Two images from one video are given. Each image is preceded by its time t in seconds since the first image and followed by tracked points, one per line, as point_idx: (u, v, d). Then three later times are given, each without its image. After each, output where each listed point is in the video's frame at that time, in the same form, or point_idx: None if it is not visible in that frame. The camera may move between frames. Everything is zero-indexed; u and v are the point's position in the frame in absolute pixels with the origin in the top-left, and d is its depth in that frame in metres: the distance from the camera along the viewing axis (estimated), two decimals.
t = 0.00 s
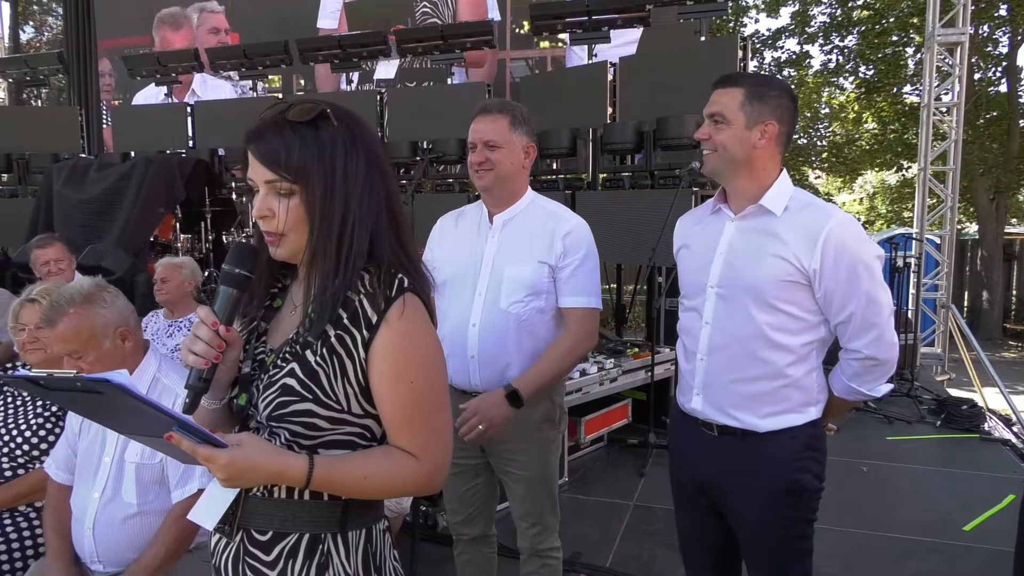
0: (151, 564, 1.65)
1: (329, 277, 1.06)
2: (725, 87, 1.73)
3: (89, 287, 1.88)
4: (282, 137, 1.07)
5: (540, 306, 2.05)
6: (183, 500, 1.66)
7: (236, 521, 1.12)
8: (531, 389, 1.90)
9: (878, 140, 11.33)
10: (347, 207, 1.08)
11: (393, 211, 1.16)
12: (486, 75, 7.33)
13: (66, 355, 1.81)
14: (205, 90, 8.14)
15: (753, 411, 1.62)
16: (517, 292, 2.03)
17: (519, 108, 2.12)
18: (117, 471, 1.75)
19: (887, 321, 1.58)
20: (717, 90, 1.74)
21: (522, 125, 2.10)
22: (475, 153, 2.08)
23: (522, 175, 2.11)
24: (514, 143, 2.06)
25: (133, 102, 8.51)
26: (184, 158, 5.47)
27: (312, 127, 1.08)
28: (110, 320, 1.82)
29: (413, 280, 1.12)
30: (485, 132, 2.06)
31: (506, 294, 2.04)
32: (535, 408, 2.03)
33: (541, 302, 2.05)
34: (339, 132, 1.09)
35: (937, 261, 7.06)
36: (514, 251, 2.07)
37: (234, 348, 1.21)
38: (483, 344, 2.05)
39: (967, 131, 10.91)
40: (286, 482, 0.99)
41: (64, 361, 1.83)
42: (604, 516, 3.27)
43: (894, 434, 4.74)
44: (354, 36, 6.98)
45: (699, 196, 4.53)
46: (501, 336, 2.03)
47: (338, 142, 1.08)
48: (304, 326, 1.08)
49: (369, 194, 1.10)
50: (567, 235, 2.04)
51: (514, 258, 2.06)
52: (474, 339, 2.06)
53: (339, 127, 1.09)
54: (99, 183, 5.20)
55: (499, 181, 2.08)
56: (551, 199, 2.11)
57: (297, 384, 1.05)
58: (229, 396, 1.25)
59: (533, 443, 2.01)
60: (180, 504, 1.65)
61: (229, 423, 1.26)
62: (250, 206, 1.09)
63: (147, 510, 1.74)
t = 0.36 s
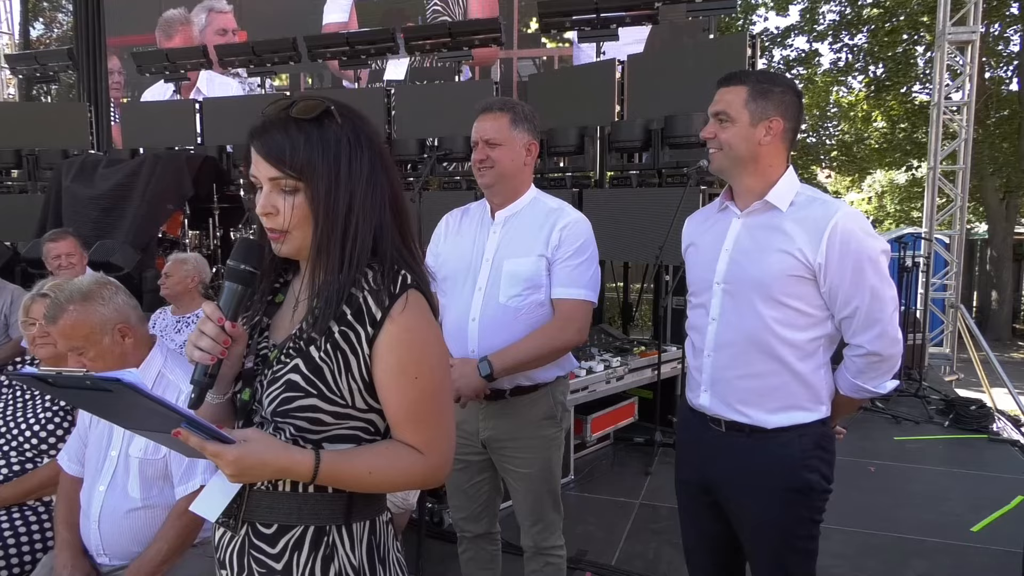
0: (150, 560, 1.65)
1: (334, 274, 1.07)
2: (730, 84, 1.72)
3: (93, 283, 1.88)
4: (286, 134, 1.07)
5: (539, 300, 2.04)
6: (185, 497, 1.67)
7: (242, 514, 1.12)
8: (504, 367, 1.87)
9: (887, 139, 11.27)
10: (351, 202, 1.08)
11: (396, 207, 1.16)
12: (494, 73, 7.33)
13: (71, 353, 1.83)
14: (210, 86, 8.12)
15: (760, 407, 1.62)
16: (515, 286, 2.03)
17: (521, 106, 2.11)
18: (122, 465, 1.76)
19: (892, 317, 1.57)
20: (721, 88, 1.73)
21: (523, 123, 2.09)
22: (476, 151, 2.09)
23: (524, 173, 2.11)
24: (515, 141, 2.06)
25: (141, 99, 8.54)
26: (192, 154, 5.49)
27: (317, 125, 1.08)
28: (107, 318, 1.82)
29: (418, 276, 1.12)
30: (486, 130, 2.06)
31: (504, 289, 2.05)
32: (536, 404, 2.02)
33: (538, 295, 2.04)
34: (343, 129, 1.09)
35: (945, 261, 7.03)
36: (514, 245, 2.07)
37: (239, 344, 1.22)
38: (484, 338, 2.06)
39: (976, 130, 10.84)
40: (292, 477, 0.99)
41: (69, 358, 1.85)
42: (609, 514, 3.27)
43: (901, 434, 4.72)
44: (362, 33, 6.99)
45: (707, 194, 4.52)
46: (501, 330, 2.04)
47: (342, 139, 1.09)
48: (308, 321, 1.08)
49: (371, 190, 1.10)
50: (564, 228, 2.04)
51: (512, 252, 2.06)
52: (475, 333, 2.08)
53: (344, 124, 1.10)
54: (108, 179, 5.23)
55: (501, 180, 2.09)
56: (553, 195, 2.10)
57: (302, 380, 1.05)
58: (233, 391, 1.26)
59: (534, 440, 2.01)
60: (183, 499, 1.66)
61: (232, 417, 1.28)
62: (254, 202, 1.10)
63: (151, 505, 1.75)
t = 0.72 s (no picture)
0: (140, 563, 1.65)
1: (324, 273, 1.07)
2: (729, 84, 1.72)
3: (85, 283, 1.88)
4: (277, 133, 1.07)
5: (531, 298, 2.03)
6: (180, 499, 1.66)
7: (232, 510, 1.12)
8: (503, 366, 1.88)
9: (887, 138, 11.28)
10: (343, 202, 1.08)
11: (386, 207, 1.16)
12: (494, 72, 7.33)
13: (67, 354, 1.83)
14: (209, 87, 8.20)
15: (756, 407, 1.62)
16: (507, 284, 2.03)
17: (515, 104, 2.11)
18: (118, 464, 1.76)
19: (890, 317, 1.58)
20: (720, 88, 1.73)
21: (513, 121, 2.07)
22: (468, 152, 2.10)
23: (519, 172, 2.11)
24: (505, 141, 2.05)
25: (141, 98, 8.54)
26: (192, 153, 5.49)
27: (307, 124, 1.09)
28: (97, 318, 1.81)
29: (410, 275, 1.13)
30: (477, 130, 2.06)
31: (496, 285, 2.05)
32: (531, 401, 2.02)
33: (532, 294, 2.03)
34: (334, 129, 1.09)
35: (945, 260, 7.05)
36: (509, 244, 2.07)
37: (230, 342, 1.22)
38: (476, 336, 2.07)
39: (976, 129, 10.84)
40: (285, 474, 0.99)
41: (66, 360, 1.85)
42: (609, 513, 3.28)
43: (900, 432, 4.73)
44: (361, 32, 6.99)
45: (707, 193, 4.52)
46: (493, 328, 2.04)
47: (333, 139, 1.09)
48: (297, 319, 1.08)
49: (360, 190, 1.10)
50: (558, 227, 2.03)
51: (506, 250, 2.06)
52: (467, 330, 2.09)
53: (334, 124, 1.10)
54: (108, 178, 5.24)
55: (491, 179, 2.09)
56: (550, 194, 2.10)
57: (293, 376, 1.06)
58: (223, 388, 1.26)
59: (530, 438, 2.01)
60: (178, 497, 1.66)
61: (223, 415, 1.28)
62: (244, 201, 1.10)
63: (149, 502, 1.76)
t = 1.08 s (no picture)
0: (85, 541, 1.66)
1: (324, 273, 1.07)
2: (736, 83, 1.71)
3: (89, 284, 1.88)
4: (277, 135, 1.07)
5: (531, 299, 2.03)
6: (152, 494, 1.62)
7: (236, 506, 1.11)
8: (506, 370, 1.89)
9: (890, 136, 11.28)
10: (344, 203, 1.08)
11: (385, 209, 1.16)
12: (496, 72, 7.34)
13: (73, 357, 1.84)
14: (210, 88, 8.17)
15: (761, 407, 1.62)
16: (507, 284, 2.03)
17: (513, 105, 2.10)
18: (125, 464, 1.76)
19: (895, 317, 1.57)
20: (727, 88, 1.72)
21: (511, 122, 2.06)
22: (467, 155, 2.10)
23: (518, 174, 2.11)
24: (502, 142, 2.05)
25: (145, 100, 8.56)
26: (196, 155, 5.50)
27: (306, 126, 1.09)
28: (102, 321, 1.80)
29: (411, 277, 1.13)
30: (476, 133, 2.06)
31: (496, 287, 2.04)
32: (533, 400, 2.02)
33: (532, 295, 2.03)
34: (333, 132, 1.09)
35: (949, 259, 7.03)
36: (509, 245, 2.07)
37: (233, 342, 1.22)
38: (475, 336, 2.07)
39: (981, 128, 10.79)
40: (288, 472, 0.99)
41: (71, 363, 1.86)
42: (613, 513, 3.28)
43: (905, 432, 4.71)
44: (364, 33, 7.00)
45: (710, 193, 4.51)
46: (493, 328, 2.04)
47: (332, 141, 1.09)
48: (300, 318, 1.08)
49: (360, 191, 1.10)
50: (559, 227, 2.02)
51: (506, 251, 2.06)
52: (468, 329, 2.09)
53: (333, 127, 1.10)
54: (112, 180, 5.26)
55: (491, 180, 2.09)
56: (550, 195, 2.10)
57: (295, 375, 1.05)
58: (228, 387, 1.26)
59: (533, 438, 2.00)
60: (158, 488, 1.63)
61: (228, 414, 1.28)
62: (246, 202, 1.10)
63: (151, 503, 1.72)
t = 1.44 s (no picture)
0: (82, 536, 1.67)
1: (353, 274, 1.07)
2: (772, 80, 1.67)
3: (114, 286, 1.90)
4: (308, 137, 1.07)
5: (557, 301, 2.02)
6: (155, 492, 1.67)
7: (267, 503, 1.11)
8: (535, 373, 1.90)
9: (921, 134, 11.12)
10: (381, 203, 1.09)
11: (414, 209, 1.16)
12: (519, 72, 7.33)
13: (96, 360, 1.87)
14: (239, 91, 8.44)
15: (800, 409, 1.60)
16: (533, 286, 2.03)
17: (538, 106, 2.09)
18: (149, 467, 1.77)
19: (934, 315, 1.56)
20: (761, 86, 1.69)
21: (537, 124, 2.06)
22: (494, 157, 2.10)
23: (544, 176, 2.10)
24: (530, 144, 2.05)
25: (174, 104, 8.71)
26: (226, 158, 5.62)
27: (336, 127, 1.08)
28: (126, 326, 1.83)
29: (440, 278, 1.13)
30: (501, 135, 2.06)
31: (523, 288, 2.04)
32: (559, 402, 2.01)
33: (558, 296, 2.02)
34: (361, 133, 1.09)
35: (984, 259, 6.86)
36: (535, 246, 2.06)
37: (263, 342, 1.23)
38: (503, 338, 2.07)
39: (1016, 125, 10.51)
40: (320, 472, 0.99)
41: (96, 365, 1.89)
42: (640, 515, 3.26)
43: (938, 436, 4.61)
44: (389, 36, 7.05)
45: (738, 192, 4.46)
46: (520, 330, 2.04)
47: (360, 142, 1.08)
48: (331, 320, 1.08)
49: (387, 192, 1.10)
50: (586, 230, 2.01)
51: (532, 253, 2.06)
52: (494, 331, 2.09)
53: (362, 128, 1.09)
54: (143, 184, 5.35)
55: (517, 182, 2.09)
56: (576, 196, 2.09)
57: (327, 376, 1.05)
58: (257, 386, 1.27)
59: (560, 439, 2.00)
60: (155, 488, 1.67)
61: (258, 413, 1.28)
62: (275, 203, 1.10)
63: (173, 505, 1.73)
